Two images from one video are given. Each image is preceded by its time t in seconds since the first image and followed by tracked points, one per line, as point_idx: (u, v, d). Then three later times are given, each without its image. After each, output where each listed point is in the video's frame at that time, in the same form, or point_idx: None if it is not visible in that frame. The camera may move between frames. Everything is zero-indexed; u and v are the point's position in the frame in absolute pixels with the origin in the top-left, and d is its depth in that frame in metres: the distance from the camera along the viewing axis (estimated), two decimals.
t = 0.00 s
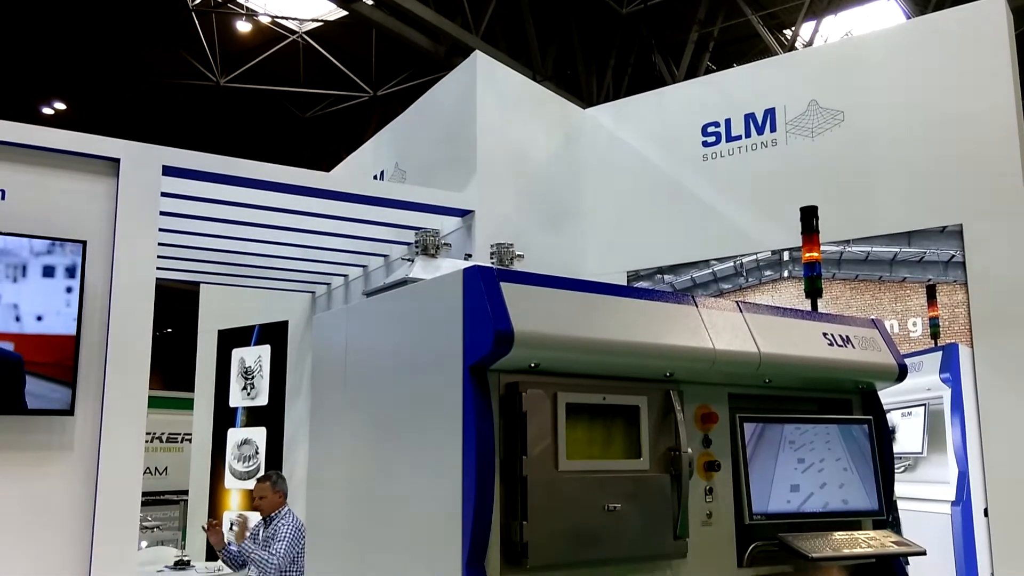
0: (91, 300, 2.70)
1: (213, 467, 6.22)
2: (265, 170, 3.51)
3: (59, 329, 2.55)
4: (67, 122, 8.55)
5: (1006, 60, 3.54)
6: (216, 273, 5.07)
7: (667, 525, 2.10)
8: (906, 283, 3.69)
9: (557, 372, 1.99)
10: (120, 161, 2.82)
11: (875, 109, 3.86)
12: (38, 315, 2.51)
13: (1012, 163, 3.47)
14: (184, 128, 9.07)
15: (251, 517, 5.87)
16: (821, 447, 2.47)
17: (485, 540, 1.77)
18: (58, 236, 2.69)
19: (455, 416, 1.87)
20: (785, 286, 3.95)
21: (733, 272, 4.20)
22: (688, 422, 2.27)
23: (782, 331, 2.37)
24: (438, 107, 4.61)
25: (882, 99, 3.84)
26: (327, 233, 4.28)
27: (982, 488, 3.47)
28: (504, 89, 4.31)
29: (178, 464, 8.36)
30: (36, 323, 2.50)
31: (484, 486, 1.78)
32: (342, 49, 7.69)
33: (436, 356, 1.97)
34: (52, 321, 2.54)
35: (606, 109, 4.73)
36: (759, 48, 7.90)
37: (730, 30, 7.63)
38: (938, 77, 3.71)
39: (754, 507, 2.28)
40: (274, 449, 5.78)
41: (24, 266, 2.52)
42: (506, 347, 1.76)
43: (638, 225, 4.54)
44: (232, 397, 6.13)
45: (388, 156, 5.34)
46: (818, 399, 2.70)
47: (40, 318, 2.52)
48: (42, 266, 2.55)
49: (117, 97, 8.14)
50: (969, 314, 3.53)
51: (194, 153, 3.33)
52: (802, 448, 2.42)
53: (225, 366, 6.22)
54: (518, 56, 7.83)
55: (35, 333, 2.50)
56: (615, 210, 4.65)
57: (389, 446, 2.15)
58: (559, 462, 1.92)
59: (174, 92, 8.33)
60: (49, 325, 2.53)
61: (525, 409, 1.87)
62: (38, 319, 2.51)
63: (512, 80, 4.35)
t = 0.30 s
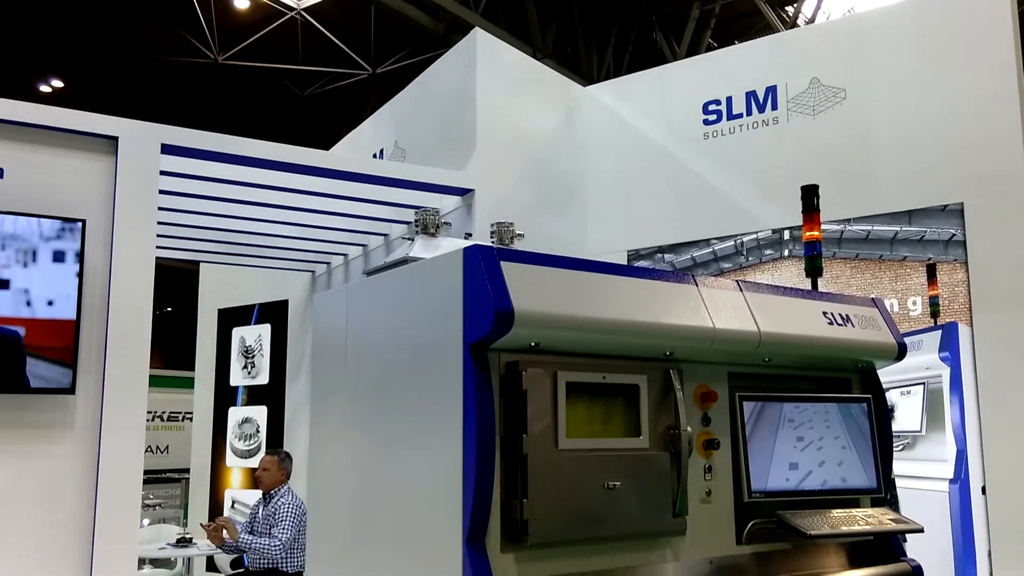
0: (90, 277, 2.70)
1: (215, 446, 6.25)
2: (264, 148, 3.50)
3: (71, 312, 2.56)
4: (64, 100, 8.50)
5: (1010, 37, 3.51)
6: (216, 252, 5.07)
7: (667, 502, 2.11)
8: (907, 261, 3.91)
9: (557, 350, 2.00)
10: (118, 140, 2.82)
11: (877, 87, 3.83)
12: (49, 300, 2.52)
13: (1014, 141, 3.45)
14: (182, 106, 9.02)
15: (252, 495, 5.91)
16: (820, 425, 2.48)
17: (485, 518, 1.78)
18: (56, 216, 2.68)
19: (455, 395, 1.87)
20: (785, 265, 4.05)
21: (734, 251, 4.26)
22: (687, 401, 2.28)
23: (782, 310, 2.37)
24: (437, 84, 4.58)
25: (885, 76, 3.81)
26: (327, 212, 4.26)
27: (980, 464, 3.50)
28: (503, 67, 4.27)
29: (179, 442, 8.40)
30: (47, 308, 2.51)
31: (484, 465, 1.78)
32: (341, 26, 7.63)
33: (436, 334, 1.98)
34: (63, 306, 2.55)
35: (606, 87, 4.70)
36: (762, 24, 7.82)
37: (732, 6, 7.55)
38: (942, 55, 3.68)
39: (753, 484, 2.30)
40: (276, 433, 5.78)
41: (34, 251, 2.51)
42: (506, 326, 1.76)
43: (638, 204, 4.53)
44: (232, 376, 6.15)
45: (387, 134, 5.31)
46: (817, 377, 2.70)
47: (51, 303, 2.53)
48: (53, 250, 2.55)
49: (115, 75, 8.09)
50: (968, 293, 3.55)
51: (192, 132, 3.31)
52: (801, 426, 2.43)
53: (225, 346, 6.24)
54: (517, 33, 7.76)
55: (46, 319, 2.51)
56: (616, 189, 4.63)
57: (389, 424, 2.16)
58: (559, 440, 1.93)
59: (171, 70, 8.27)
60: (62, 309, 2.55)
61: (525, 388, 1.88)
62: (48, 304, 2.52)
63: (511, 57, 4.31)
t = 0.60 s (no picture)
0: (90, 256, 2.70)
1: (216, 424, 6.27)
2: (262, 126, 3.48)
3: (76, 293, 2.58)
4: (61, 78, 8.46)
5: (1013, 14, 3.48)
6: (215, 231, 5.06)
7: (666, 480, 2.12)
8: (906, 241, 3.69)
9: (557, 330, 2.00)
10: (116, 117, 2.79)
11: (879, 64, 3.80)
12: (54, 280, 2.53)
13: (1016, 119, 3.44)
14: (180, 84, 8.97)
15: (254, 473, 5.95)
16: (819, 404, 2.49)
17: (485, 496, 1.79)
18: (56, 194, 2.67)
19: (455, 374, 1.88)
20: (785, 245, 3.96)
21: (734, 230, 4.19)
22: (687, 379, 2.29)
23: (782, 289, 2.38)
24: (437, 62, 4.55)
25: (887, 54, 3.78)
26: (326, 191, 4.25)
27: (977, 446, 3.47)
28: (503, 44, 4.24)
29: (180, 420, 8.45)
30: (52, 288, 2.52)
31: (484, 444, 1.79)
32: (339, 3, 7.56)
33: (436, 314, 1.98)
34: (68, 286, 2.56)
35: (607, 65, 4.67)
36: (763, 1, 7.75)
37: None
38: (945, 32, 3.65)
39: (751, 462, 2.32)
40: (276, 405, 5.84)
41: (38, 231, 2.51)
42: (507, 306, 1.76)
43: (638, 183, 4.51)
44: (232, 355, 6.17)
45: (386, 112, 5.28)
46: (816, 356, 2.71)
47: (56, 283, 2.54)
48: (56, 230, 2.55)
49: (112, 52, 8.04)
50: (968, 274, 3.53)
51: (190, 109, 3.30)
52: (799, 405, 2.45)
53: (225, 325, 6.25)
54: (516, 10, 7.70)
55: (51, 299, 2.52)
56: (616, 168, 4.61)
57: (390, 403, 2.16)
58: (559, 419, 1.94)
59: (169, 47, 8.22)
60: (66, 290, 2.55)
61: (525, 367, 1.89)
62: (53, 284, 2.53)
63: (511, 34, 4.28)
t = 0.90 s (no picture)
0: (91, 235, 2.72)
1: (217, 403, 6.30)
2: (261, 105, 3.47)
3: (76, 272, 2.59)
4: (57, 55, 8.41)
5: None
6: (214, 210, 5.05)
7: (664, 459, 2.13)
8: (906, 220, 3.71)
9: (557, 309, 2.01)
10: (115, 95, 2.78)
11: (881, 42, 3.78)
12: (53, 260, 2.55)
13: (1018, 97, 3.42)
14: (177, 61, 8.92)
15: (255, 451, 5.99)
16: (817, 382, 2.50)
17: (486, 474, 1.80)
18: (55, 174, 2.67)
19: (456, 354, 1.89)
20: (785, 224, 3.95)
21: (734, 209, 4.20)
22: (686, 358, 2.30)
23: (782, 268, 2.38)
24: (436, 40, 4.52)
25: (889, 31, 3.75)
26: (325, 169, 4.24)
27: (974, 419, 3.59)
28: (502, 21, 4.21)
29: (181, 398, 8.48)
30: (51, 268, 2.54)
31: (485, 423, 1.80)
32: None
33: (437, 294, 1.98)
34: (67, 266, 2.58)
35: (607, 42, 4.64)
36: None
37: None
38: (947, 9, 3.62)
39: (749, 440, 2.34)
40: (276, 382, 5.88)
41: (37, 210, 2.53)
42: (507, 286, 1.76)
43: (638, 162, 4.50)
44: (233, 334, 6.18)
45: (385, 90, 5.25)
46: (815, 335, 2.72)
47: (55, 263, 2.55)
48: (56, 209, 2.56)
49: (108, 29, 7.98)
50: (968, 253, 3.54)
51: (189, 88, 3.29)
52: (798, 383, 2.46)
53: (226, 304, 6.26)
54: None
55: (50, 278, 2.54)
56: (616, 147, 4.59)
57: (390, 383, 2.17)
58: (559, 398, 1.95)
59: (166, 24, 8.16)
60: (66, 269, 2.57)
61: (526, 346, 1.90)
62: (53, 264, 2.55)
63: (510, 11, 4.25)
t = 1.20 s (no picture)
0: (90, 214, 2.73)
1: (217, 382, 6.31)
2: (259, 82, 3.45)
3: (55, 250, 2.58)
4: (53, 32, 8.34)
5: None
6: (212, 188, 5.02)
7: (663, 438, 2.14)
8: (906, 198, 3.78)
9: (557, 288, 2.01)
10: (113, 73, 2.79)
11: (883, 19, 3.74)
12: (31, 237, 2.53)
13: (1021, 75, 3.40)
14: (174, 39, 8.87)
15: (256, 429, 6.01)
16: (816, 361, 2.51)
17: (485, 453, 1.81)
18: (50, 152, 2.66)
19: (455, 334, 1.89)
20: (785, 203, 4.01)
21: (734, 187, 4.20)
22: (685, 337, 2.30)
23: (782, 247, 2.38)
24: (434, 16, 4.48)
25: (891, 8, 3.72)
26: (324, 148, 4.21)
27: (972, 399, 3.59)
28: None
29: (182, 377, 8.50)
30: (30, 246, 2.53)
31: (485, 401, 1.80)
32: None
33: (437, 272, 1.98)
34: (47, 244, 2.56)
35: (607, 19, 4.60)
36: None
37: None
38: None
39: (748, 419, 2.34)
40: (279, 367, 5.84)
41: (15, 187, 2.52)
42: (507, 265, 1.76)
43: (638, 140, 4.48)
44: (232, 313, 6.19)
45: (384, 67, 5.22)
46: (814, 314, 2.72)
47: (33, 241, 2.54)
48: (34, 186, 2.55)
49: (104, 6, 7.92)
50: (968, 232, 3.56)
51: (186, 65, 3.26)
52: (796, 362, 2.47)
53: (225, 283, 6.26)
54: None
55: (29, 256, 2.53)
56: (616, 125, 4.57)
57: (390, 363, 2.17)
58: (558, 376, 1.95)
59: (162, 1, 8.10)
60: (45, 247, 2.56)
61: (525, 326, 1.90)
62: (31, 242, 2.53)
63: None
